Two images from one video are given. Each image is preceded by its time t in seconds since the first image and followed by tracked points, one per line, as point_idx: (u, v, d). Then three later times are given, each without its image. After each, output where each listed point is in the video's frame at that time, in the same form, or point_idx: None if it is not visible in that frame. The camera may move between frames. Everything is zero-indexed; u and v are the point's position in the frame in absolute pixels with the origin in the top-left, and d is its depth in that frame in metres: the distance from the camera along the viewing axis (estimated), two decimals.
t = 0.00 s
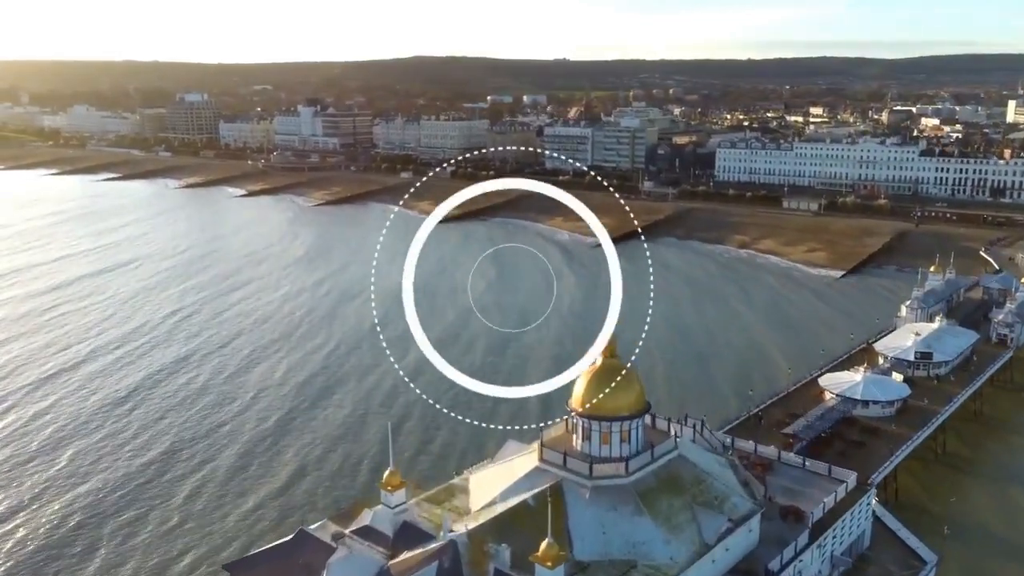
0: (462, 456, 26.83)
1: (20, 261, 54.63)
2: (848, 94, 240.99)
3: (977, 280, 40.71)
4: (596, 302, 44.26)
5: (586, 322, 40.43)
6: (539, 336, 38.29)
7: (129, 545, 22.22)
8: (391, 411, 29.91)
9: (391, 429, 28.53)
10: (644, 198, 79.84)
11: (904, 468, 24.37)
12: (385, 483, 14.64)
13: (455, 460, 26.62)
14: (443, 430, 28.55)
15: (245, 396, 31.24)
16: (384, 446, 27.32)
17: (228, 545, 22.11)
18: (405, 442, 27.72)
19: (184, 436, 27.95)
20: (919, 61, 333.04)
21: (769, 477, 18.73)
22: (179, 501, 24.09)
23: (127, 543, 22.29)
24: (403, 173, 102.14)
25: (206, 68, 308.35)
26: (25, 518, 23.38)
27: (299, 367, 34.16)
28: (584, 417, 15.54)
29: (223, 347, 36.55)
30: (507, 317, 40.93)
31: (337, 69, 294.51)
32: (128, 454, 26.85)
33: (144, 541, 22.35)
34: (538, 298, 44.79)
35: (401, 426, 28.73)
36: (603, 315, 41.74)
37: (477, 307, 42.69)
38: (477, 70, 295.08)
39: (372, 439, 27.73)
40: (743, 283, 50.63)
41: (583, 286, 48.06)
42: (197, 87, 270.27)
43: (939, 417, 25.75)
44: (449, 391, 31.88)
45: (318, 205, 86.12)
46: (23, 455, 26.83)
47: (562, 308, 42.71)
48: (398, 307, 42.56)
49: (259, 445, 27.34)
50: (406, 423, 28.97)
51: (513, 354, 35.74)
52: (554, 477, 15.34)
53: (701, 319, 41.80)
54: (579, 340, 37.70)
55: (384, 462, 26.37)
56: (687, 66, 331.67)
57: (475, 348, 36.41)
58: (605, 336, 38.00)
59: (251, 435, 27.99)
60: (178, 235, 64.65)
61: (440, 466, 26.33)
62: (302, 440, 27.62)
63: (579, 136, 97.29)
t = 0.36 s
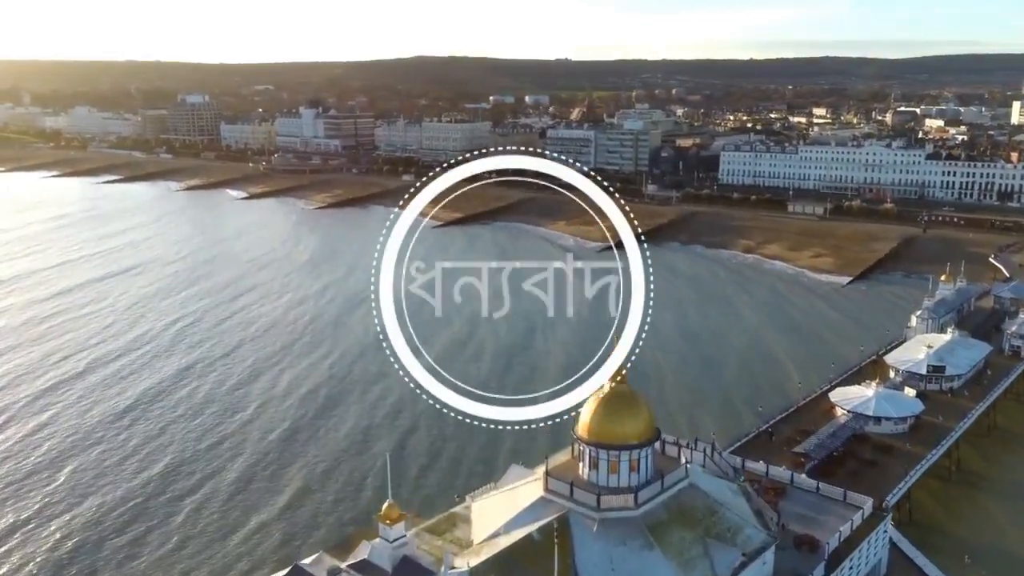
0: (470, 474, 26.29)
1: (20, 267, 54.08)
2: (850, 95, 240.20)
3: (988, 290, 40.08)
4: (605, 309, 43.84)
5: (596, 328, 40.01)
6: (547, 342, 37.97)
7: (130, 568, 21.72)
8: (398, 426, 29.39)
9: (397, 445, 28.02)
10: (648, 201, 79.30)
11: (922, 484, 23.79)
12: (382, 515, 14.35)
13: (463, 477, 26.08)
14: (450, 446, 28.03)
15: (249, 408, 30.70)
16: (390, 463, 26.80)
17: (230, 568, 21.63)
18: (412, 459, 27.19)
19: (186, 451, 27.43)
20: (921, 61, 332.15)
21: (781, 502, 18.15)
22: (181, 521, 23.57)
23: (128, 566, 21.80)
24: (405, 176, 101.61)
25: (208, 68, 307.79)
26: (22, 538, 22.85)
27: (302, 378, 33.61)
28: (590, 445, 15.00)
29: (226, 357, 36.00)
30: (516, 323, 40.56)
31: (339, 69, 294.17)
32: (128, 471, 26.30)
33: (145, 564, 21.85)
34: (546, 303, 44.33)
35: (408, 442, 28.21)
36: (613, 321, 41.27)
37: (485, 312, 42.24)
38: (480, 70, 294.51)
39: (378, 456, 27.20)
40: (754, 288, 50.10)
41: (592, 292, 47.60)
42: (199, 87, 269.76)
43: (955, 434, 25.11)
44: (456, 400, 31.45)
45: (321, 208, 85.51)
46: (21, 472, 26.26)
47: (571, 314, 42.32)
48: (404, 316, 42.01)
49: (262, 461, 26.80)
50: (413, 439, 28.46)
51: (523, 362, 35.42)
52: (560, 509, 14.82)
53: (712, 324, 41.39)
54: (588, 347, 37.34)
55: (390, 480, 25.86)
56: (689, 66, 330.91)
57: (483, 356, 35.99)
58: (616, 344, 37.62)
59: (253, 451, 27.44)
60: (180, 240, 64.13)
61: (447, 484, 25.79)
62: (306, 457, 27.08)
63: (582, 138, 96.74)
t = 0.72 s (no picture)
0: (478, 490, 25.77)
1: (21, 273, 53.62)
2: (852, 95, 239.41)
3: (999, 298, 39.34)
4: (606, 309, 44.25)
5: (596, 328, 40.37)
6: (548, 343, 38.40)
7: None
8: (404, 439, 28.88)
9: (404, 460, 27.49)
10: (652, 204, 78.71)
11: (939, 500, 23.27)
12: (382, 551, 15.33)
13: (471, 493, 25.57)
14: (457, 460, 27.50)
15: (253, 421, 30.19)
16: (396, 479, 26.29)
17: None
18: (419, 474, 26.66)
19: (189, 467, 26.93)
20: (924, 61, 331.54)
21: (794, 528, 17.53)
22: (184, 542, 23.08)
23: None
24: (407, 178, 101.07)
25: (211, 68, 307.31)
26: (22, 560, 22.37)
27: (307, 388, 33.10)
28: (598, 474, 14.45)
29: (230, 367, 35.50)
30: (518, 325, 40.81)
31: (342, 69, 293.96)
32: (130, 487, 25.81)
33: None
34: (547, 305, 44.62)
35: (415, 457, 27.69)
36: (614, 322, 41.67)
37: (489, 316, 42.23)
38: (482, 70, 294.04)
39: (384, 471, 26.68)
40: (760, 291, 49.84)
41: (593, 292, 47.89)
42: (201, 87, 269.29)
43: (969, 452, 24.45)
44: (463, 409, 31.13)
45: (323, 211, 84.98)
46: (20, 487, 25.76)
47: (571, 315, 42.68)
48: (409, 323, 41.25)
49: (265, 477, 26.30)
50: (419, 453, 27.93)
51: (525, 364, 35.77)
52: (566, 543, 14.31)
53: (714, 325, 41.63)
54: (589, 347, 37.74)
55: (397, 497, 25.35)
56: (692, 67, 330.27)
57: (486, 359, 36.29)
58: (616, 345, 38.01)
59: (257, 467, 26.94)
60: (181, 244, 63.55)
61: (453, 501, 25.24)
62: (311, 473, 26.58)
63: (585, 140, 96.19)
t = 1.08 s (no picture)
0: (487, 507, 25.16)
1: (20, 280, 53.03)
2: (855, 95, 238.45)
3: (1010, 306, 38.68)
4: (605, 309, 44.70)
5: (599, 331, 40.40)
6: (548, 343, 38.86)
7: None
8: (410, 453, 28.27)
9: (410, 475, 26.89)
10: (656, 207, 78.04)
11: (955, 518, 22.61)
12: None
13: (479, 510, 24.96)
14: (462, 475, 26.92)
15: (255, 434, 29.59)
16: (403, 494, 25.69)
17: None
18: (426, 490, 26.05)
19: (189, 483, 26.35)
20: (927, 61, 330.64)
21: (808, 558, 16.98)
22: (185, 564, 22.49)
23: None
24: (409, 180, 100.47)
25: (212, 68, 306.43)
26: None
27: (310, 399, 32.50)
28: (603, 506, 13.88)
29: (232, 376, 34.93)
30: (523, 331, 40.42)
31: (343, 70, 293.25)
32: (129, 505, 25.23)
33: None
34: (547, 305, 45.04)
35: (421, 471, 27.09)
36: (613, 322, 42.11)
37: (495, 321, 41.98)
38: (483, 71, 293.12)
39: (390, 487, 26.07)
40: (765, 296, 49.52)
41: (593, 292, 48.16)
42: (202, 88, 268.38)
43: (985, 469, 23.82)
44: (467, 421, 30.61)
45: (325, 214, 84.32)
46: (17, 507, 25.20)
47: (571, 315, 43.04)
48: (413, 328, 41.16)
49: (267, 493, 25.74)
50: (426, 468, 27.32)
51: (526, 364, 36.16)
52: None
53: (716, 327, 41.83)
54: (589, 348, 38.19)
55: (404, 513, 24.74)
56: (694, 67, 329.29)
57: (488, 361, 36.57)
58: (616, 345, 38.35)
59: (259, 483, 26.34)
60: (181, 249, 63.01)
61: (458, 517, 24.66)
62: (315, 489, 25.98)
63: (587, 143, 95.60)
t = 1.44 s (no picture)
0: (495, 521, 24.67)
1: (20, 285, 52.54)
2: (858, 96, 237.77)
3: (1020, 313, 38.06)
4: (605, 309, 45.32)
5: (607, 338, 39.86)
6: (548, 343, 39.24)
7: None
8: (416, 464, 27.77)
9: (417, 487, 26.39)
10: (660, 210, 77.45)
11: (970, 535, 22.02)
12: None
13: (487, 524, 24.48)
14: (468, 487, 26.40)
15: (258, 444, 29.09)
16: (409, 509, 25.16)
17: None
18: (433, 503, 25.55)
19: (191, 496, 25.88)
20: (928, 61, 330.11)
21: None
22: None
23: None
24: (410, 182, 99.97)
25: (213, 69, 305.81)
26: None
27: (313, 408, 31.99)
28: (611, 534, 13.54)
29: (234, 384, 34.46)
30: (529, 338, 39.86)
31: (345, 70, 292.71)
32: (129, 520, 24.74)
33: None
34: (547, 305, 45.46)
35: (428, 484, 26.59)
36: (612, 322, 42.62)
37: (497, 322, 42.24)
38: (485, 71, 292.49)
39: (397, 502, 25.57)
40: (771, 300, 49.27)
41: (592, 292, 48.84)
42: (204, 88, 267.72)
43: (1001, 485, 23.20)
44: (468, 421, 30.84)
45: (326, 216, 83.85)
46: (15, 522, 24.67)
47: (571, 316, 43.39)
48: (414, 329, 41.37)
49: (271, 507, 25.21)
50: (432, 480, 26.82)
51: (526, 364, 36.49)
52: None
53: (718, 329, 41.98)
54: (588, 347, 38.55)
55: (411, 528, 24.24)
56: (696, 67, 328.67)
57: (488, 361, 36.88)
58: (616, 346, 38.64)
59: (263, 496, 25.81)
60: (183, 253, 62.52)
61: (465, 532, 24.14)
62: (320, 503, 25.45)
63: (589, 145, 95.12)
